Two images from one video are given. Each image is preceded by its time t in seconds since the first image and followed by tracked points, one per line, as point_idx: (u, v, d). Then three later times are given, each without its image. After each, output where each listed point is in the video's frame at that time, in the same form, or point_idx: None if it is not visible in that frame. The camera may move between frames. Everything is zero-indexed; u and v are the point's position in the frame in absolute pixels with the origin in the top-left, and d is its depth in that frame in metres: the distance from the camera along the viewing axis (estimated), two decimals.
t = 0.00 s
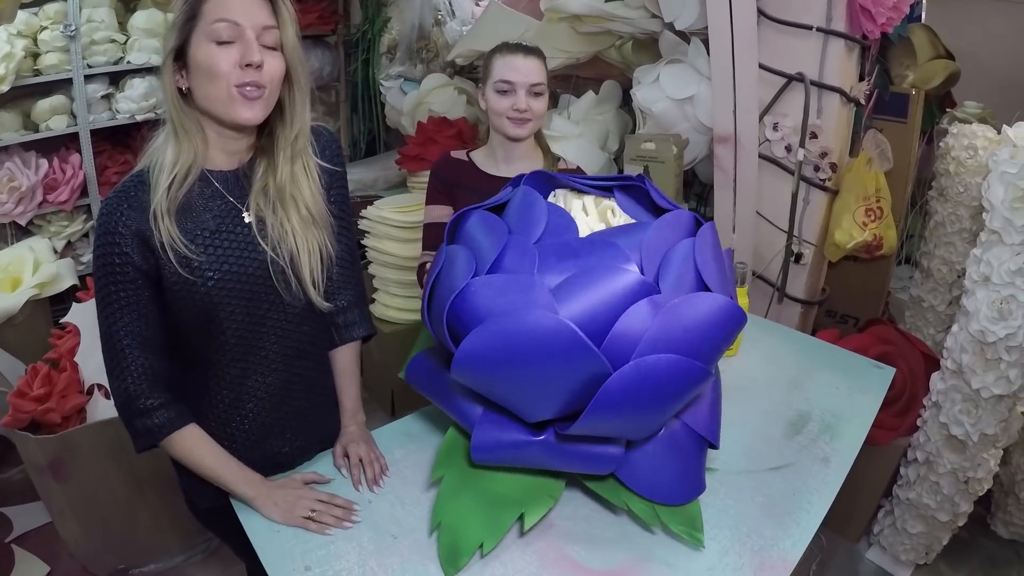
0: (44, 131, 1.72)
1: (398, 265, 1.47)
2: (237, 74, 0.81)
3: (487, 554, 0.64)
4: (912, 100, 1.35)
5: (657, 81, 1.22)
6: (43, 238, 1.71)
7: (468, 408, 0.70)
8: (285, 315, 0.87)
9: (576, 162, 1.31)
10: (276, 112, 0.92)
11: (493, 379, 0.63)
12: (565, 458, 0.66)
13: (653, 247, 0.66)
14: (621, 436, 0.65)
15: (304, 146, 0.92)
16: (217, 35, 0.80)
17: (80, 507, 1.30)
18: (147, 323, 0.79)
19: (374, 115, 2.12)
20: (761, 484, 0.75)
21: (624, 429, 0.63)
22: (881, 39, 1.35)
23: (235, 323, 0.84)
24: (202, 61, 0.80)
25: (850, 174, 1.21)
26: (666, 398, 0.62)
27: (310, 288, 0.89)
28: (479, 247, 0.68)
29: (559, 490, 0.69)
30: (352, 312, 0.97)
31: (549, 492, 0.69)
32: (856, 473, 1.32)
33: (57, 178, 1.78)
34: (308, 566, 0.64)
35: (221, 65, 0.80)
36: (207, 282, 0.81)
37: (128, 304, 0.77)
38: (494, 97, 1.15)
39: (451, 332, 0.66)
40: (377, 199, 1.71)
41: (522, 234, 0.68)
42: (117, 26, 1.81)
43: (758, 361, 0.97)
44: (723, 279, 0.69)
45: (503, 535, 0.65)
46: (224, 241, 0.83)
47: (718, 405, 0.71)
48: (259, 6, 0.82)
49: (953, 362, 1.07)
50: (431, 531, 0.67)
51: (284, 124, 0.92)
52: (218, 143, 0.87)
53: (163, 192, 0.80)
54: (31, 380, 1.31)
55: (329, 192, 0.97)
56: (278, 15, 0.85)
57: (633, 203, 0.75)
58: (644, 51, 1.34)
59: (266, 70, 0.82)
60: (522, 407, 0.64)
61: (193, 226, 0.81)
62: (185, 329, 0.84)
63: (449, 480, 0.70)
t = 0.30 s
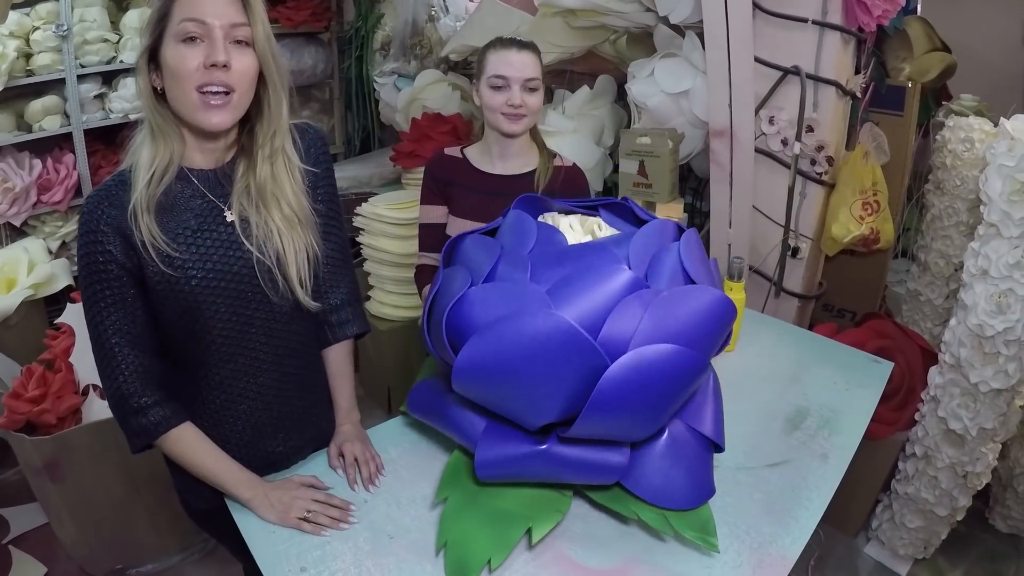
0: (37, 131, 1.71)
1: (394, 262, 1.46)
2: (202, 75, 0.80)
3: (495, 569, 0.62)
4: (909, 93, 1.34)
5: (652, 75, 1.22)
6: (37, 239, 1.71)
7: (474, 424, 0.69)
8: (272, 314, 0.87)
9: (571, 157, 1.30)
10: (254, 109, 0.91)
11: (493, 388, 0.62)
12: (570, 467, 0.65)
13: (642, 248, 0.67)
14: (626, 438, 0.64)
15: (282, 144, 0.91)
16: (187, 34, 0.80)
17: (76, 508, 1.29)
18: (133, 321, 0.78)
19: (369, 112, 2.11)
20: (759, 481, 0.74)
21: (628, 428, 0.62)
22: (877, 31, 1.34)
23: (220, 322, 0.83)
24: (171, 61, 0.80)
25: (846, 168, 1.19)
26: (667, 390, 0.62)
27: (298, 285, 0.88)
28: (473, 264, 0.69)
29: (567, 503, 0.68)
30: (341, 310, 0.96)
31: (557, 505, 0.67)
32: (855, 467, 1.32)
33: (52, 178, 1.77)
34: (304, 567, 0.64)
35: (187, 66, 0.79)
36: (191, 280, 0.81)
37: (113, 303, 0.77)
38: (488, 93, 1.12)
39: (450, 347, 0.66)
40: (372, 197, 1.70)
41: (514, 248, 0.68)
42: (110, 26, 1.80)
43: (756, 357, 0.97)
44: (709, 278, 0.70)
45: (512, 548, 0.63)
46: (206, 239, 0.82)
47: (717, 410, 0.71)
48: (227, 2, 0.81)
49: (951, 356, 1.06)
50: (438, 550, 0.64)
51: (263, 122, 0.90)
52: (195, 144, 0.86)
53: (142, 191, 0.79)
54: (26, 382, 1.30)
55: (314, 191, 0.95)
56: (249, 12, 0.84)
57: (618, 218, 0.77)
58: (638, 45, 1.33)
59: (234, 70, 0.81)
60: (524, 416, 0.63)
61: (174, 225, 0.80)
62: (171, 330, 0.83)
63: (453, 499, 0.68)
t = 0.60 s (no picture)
0: (39, 132, 1.71)
1: (395, 262, 1.46)
2: (195, 80, 0.80)
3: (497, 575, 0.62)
4: (909, 88, 1.34)
5: (652, 73, 1.21)
6: (40, 239, 1.72)
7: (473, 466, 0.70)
8: (272, 318, 0.87)
9: (572, 155, 1.29)
10: (249, 113, 0.91)
11: (488, 446, 0.63)
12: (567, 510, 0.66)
13: (633, 304, 0.65)
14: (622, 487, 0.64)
15: (278, 147, 0.90)
16: (179, 39, 0.80)
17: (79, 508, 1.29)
18: (133, 325, 0.78)
19: (370, 112, 2.10)
20: (762, 480, 0.74)
21: (621, 480, 0.63)
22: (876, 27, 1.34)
23: (220, 327, 0.83)
24: (163, 66, 0.80)
25: (847, 164, 1.19)
26: (658, 452, 0.62)
27: (297, 288, 0.89)
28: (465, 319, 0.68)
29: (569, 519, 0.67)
30: (339, 311, 0.96)
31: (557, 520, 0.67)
32: (858, 465, 1.32)
33: (54, 179, 1.78)
34: (306, 568, 0.64)
35: (179, 71, 0.79)
36: (190, 284, 0.81)
37: (112, 308, 0.77)
38: (489, 95, 1.11)
39: (445, 404, 0.66)
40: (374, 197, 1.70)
41: (504, 303, 0.67)
42: (111, 27, 1.80)
43: (758, 355, 0.97)
44: (704, 324, 0.68)
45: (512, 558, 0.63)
46: (204, 244, 0.82)
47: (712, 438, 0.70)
48: (220, 6, 0.81)
49: (955, 352, 1.06)
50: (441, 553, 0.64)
51: (258, 125, 0.90)
52: (191, 149, 0.86)
53: (137, 197, 0.79)
54: (28, 381, 1.30)
55: (308, 197, 0.96)
56: (240, 15, 0.83)
57: (614, 254, 0.74)
58: (638, 44, 1.33)
59: (227, 74, 0.81)
60: (522, 467, 0.63)
61: (171, 230, 0.80)
62: (170, 335, 0.83)
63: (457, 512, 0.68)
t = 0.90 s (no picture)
0: (48, 132, 1.73)
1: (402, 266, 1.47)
2: (205, 98, 0.80)
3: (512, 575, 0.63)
4: (916, 91, 1.34)
5: (659, 78, 1.21)
6: (50, 239, 1.73)
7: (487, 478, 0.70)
8: (276, 323, 0.87)
9: (578, 158, 1.30)
10: (255, 128, 0.91)
11: (500, 463, 0.63)
12: (583, 514, 0.67)
13: (632, 318, 0.65)
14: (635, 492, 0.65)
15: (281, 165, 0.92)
16: (189, 54, 0.80)
17: (87, 507, 1.30)
18: (140, 323, 0.79)
19: (377, 114, 2.11)
20: (768, 485, 0.74)
21: (634, 486, 0.64)
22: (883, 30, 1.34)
23: (223, 328, 0.83)
24: (172, 81, 0.80)
25: (854, 168, 1.19)
26: (667, 458, 0.63)
27: (299, 293, 0.90)
28: (466, 342, 0.68)
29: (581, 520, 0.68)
30: (341, 317, 0.97)
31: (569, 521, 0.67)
32: (865, 469, 1.32)
33: (62, 179, 1.79)
34: (314, 571, 0.64)
35: (190, 88, 0.79)
36: (193, 286, 0.81)
37: (116, 306, 0.77)
38: (496, 101, 1.11)
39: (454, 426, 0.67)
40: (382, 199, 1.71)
41: (504, 325, 0.67)
42: (120, 28, 1.81)
43: (766, 359, 0.97)
44: (705, 327, 0.68)
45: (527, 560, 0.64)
46: (206, 248, 0.82)
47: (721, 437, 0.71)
48: (231, 20, 0.82)
49: (962, 356, 1.06)
50: (457, 555, 0.65)
51: (266, 141, 0.91)
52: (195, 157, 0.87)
53: (139, 199, 0.79)
54: (36, 381, 1.31)
55: (309, 208, 0.96)
56: (252, 28, 0.84)
57: (612, 262, 0.74)
58: (646, 47, 1.33)
59: (237, 94, 0.81)
60: (535, 480, 0.64)
61: (174, 233, 0.81)
62: (173, 337, 0.83)
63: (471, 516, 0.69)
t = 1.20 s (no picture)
0: (63, 131, 1.74)
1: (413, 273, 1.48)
2: (218, 112, 0.81)
3: None
4: (927, 106, 1.34)
5: (673, 90, 1.22)
6: (61, 237, 1.76)
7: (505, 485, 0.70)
8: (289, 334, 0.88)
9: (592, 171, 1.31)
10: (269, 138, 0.92)
11: (525, 473, 0.64)
12: (601, 521, 0.67)
13: (657, 330, 0.66)
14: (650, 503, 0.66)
15: (297, 172, 0.93)
16: (202, 68, 0.81)
17: (95, 505, 1.31)
18: (151, 333, 0.80)
19: (390, 120, 2.12)
20: (776, 499, 0.74)
21: (653, 496, 0.64)
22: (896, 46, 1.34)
23: (236, 338, 0.84)
24: (185, 95, 0.81)
25: (865, 183, 1.20)
26: (687, 470, 0.64)
27: (313, 303, 0.91)
28: (491, 351, 0.69)
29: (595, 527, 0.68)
30: (357, 325, 0.97)
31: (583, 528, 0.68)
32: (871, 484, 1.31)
33: (76, 177, 1.80)
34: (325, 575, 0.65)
35: (202, 102, 0.80)
36: (205, 297, 0.82)
37: (128, 316, 0.79)
38: (513, 115, 1.12)
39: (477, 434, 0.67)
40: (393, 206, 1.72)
41: (530, 335, 0.67)
42: (137, 30, 1.83)
43: (775, 373, 0.97)
44: (726, 342, 0.70)
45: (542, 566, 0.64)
46: (220, 259, 0.83)
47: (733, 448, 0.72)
48: (244, 33, 0.83)
49: (969, 372, 1.06)
50: (473, 560, 0.65)
51: (280, 150, 0.92)
52: (208, 167, 0.88)
53: (153, 211, 0.81)
54: (47, 378, 1.32)
55: (327, 218, 0.97)
56: (266, 41, 0.85)
57: (636, 275, 0.75)
58: (659, 59, 1.33)
59: (250, 108, 0.82)
60: (557, 489, 0.65)
61: (188, 245, 0.82)
62: (185, 345, 0.84)
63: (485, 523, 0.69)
